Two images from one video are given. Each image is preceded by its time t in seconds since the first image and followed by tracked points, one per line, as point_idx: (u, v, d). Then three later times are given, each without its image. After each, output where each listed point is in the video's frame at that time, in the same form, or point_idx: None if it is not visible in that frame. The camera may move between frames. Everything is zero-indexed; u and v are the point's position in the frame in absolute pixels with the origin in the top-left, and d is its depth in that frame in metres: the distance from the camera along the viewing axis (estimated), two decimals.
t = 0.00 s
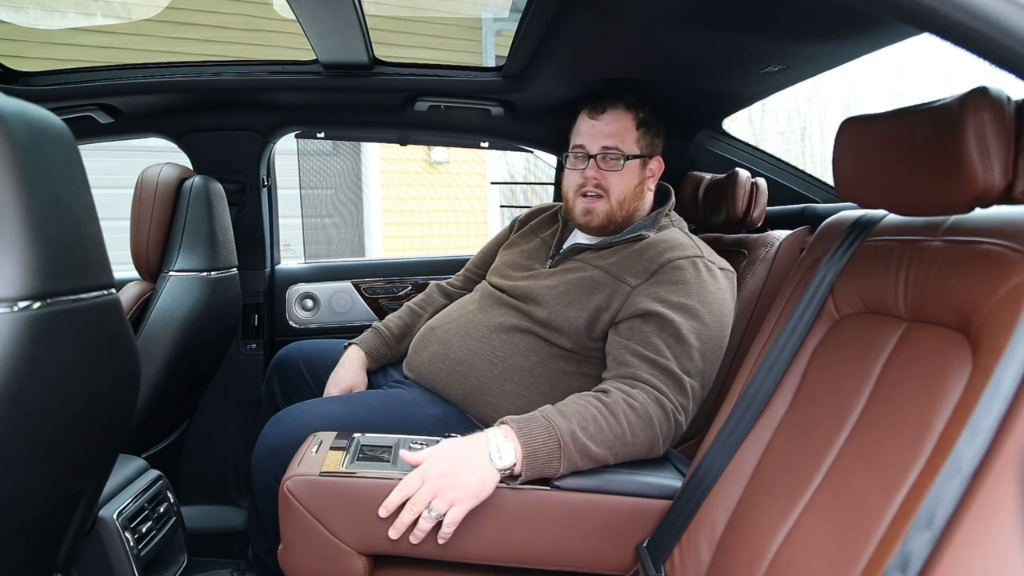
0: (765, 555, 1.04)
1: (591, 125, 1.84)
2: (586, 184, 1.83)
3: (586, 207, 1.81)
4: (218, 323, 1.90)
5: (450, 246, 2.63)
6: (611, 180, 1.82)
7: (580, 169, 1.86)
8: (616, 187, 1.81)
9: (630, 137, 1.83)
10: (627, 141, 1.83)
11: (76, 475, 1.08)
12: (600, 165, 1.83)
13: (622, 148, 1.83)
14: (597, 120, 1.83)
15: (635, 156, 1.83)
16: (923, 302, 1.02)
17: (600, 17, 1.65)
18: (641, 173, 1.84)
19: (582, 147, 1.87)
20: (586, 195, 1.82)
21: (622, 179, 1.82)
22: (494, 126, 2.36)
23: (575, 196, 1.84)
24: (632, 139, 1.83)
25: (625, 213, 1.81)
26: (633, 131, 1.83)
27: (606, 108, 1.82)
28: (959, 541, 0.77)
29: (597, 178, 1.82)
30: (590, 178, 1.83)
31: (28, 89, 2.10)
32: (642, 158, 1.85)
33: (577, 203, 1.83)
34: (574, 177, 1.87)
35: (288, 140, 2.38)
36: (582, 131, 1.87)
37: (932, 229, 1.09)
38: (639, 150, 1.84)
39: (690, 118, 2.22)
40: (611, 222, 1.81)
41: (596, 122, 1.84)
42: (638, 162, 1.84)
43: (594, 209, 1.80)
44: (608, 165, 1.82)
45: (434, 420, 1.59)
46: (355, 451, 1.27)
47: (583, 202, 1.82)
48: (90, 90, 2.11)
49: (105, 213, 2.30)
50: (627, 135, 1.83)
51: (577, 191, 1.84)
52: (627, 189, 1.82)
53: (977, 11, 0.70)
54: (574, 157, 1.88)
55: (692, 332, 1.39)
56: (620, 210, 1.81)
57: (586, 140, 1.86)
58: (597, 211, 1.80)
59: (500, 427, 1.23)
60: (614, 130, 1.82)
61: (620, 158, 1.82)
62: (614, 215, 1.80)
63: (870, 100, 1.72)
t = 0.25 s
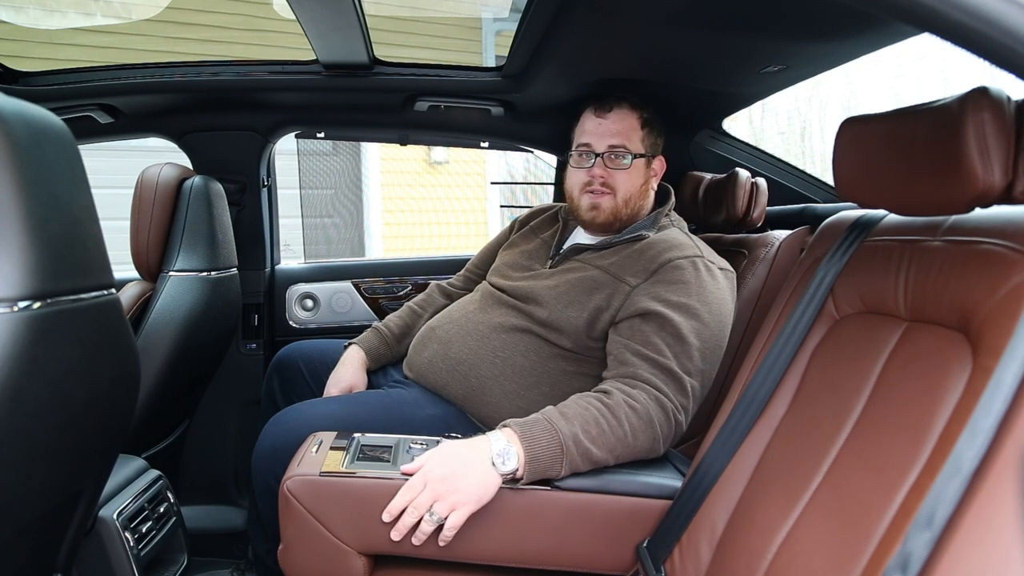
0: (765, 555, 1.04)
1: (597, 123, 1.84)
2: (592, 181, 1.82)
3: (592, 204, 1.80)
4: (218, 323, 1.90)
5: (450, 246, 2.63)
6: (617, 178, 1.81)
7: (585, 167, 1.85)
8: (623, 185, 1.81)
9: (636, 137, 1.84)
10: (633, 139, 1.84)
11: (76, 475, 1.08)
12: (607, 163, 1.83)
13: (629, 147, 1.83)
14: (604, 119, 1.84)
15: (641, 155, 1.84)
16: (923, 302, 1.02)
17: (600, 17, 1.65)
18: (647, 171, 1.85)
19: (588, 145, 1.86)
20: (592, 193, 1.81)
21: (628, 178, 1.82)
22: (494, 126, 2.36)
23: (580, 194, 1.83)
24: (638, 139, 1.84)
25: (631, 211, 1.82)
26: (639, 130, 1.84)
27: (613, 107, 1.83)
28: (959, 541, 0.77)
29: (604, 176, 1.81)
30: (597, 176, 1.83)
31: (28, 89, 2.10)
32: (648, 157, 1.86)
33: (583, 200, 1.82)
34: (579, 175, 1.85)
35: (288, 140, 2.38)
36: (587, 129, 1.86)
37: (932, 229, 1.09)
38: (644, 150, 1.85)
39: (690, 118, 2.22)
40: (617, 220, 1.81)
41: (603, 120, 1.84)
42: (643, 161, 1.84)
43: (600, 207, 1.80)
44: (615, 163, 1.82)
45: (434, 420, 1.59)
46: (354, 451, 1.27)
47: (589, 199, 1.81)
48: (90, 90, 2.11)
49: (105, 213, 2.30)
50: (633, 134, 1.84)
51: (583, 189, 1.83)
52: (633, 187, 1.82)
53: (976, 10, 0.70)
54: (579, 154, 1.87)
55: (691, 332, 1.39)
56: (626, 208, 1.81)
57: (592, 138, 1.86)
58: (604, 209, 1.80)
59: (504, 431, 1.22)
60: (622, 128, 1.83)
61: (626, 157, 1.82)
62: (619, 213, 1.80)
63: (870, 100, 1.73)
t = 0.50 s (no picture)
0: (765, 555, 1.04)
1: (588, 126, 1.85)
2: (583, 185, 1.83)
3: (582, 208, 1.81)
4: (218, 323, 1.90)
5: (450, 246, 2.63)
6: (607, 181, 1.82)
7: (576, 170, 1.86)
8: (613, 188, 1.81)
9: (627, 138, 1.83)
10: (624, 142, 1.83)
11: (76, 475, 1.08)
12: (597, 167, 1.83)
13: (620, 149, 1.83)
14: (595, 121, 1.83)
15: (632, 157, 1.83)
16: (923, 302, 1.02)
17: (600, 17, 1.65)
18: (639, 174, 1.84)
19: (579, 148, 1.87)
20: (582, 196, 1.82)
21: (619, 181, 1.82)
22: (494, 126, 2.36)
23: (572, 197, 1.84)
24: (630, 141, 1.83)
25: (622, 214, 1.81)
26: (631, 132, 1.83)
27: (604, 109, 1.82)
28: (959, 541, 0.76)
29: (593, 180, 1.82)
30: (587, 179, 1.83)
31: (28, 89, 2.10)
32: (641, 159, 1.85)
33: (574, 204, 1.84)
34: (571, 178, 1.87)
35: (288, 140, 2.38)
36: (579, 132, 1.87)
37: (932, 229, 1.09)
38: (636, 151, 1.84)
39: (690, 118, 2.22)
40: (608, 223, 1.80)
41: (593, 123, 1.84)
42: (635, 164, 1.84)
43: (590, 211, 1.80)
44: (606, 166, 1.83)
45: (434, 420, 1.59)
46: (354, 451, 1.27)
47: (579, 203, 1.82)
48: (90, 90, 2.11)
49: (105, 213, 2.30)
50: (624, 136, 1.82)
51: (574, 192, 1.84)
52: (624, 191, 1.82)
53: (977, 10, 0.70)
54: (572, 158, 1.89)
55: (691, 333, 1.39)
56: (617, 211, 1.81)
57: (584, 141, 1.87)
58: (594, 213, 1.80)
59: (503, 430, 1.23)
60: (612, 131, 1.82)
61: (617, 160, 1.82)
62: (610, 216, 1.80)
63: (870, 100, 1.73)
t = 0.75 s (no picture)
0: (765, 555, 1.04)
1: (595, 121, 1.85)
2: (590, 178, 1.82)
3: (589, 200, 1.80)
4: (218, 323, 1.90)
5: (450, 246, 2.63)
6: (614, 174, 1.81)
7: (582, 164, 1.85)
8: (620, 182, 1.81)
9: (633, 134, 1.84)
10: (630, 137, 1.84)
11: (76, 475, 1.08)
12: (604, 160, 1.83)
13: (627, 144, 1.83)
14: (601, 117, 1.84)
15: (639, 152, 1.84)
16: (923, 302, 1.02)
17: (600, 17, 1.65)
18: (644, 169, 1.85)
19: (585, 142, 1.87)
20: (589, 189, 1.81)
21: (625, 175, 1.82)
22: (494, 126, 2.36)
23: (577, 191, 1.83)
24: (636, 136, 1.84)
25: (629, 208, 1.81)
26: (637, 128, 1.84)
27: (611, 105, 1.83)
28: (958, 541, 0.76)
29: (602, 172, 1.82)
30: (594, 172, 1.82)
31: (28, 89, 2.10)
32: (646, 155, 1.85)
33: (580, 197, 1.82)
34: (577, 171, 1.86)
35: (288, 140, 2.38)
36: (585, 126, 1.87)
37: (932, 229, 1.09)
38: (642, 147, 1.85)
39: (690, 118, 2.22)
40: (614, 217, 1.80)
41: (600, 118, 1.84)
42: (641, 158, 1.84)
43: (598, 204, 1.79)
44: (613, 160, 1.82)
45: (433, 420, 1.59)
46: (355, 451, 1.27)
47: (586, 196, 1.81)
48: (90, 90, 2.11)
49: (105, 213, 2.30)
50: (631, 132, 1.83)
51: (580, 186, 1.83)
52: (631, 185, 1.82)
53: (976, 10, 0.70)
54: (577, 151, 1.88)
55: (691, 333, 1.39)
56: (624, 205, 1.80)
57: (590, 135, 1.86)
58: (601, 206, 1.79)
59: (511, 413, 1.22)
60: (619, 126, 1.83)
61: (624, 154, 1.82)
62: (617, 210, 1.79)
63: (870, 100, 1.73)
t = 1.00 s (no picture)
0: (765, 555, 1.04)
1: (591, 121, 1.85)
2: (587, 178, 1.82)
3: (587, 200, 1.80)
4: (218, 323, 1.90)
5: (450, 246, 2.63)
6: (612, 174, 1.81)
7: (580, 163, 1.85)
8: (618, 182, 1.81)
9: (630, 134, 1.84)
10: (627, 136, 1.84)
11: (76, 475, 1.08)
12: (601, 160, 1.83)
13: (623, 143, 1.84)
14: (598, 116, 1.84)
15: (636, 151, 1.84)
16: (923, 302, 1.02)
17: (599, 17, 1.65)
18: (642, 168, 1.85)
19: (582, 142, 1.87)
20: (587, 189, 1.81)
21: (623, 174, 1.82)
22: (494, 126, 2.36)
23: (576, 191, 1.82)
24: (633, 136, 1.84)
25: (627, 208, 1.81)
26: (634, 128, 1.85)
27: (607, 104, 1.83)
28: (959, 541, 0.76)
29: (599, 171, 1.82)
30: (591, 172, 1.83)
31: (28, 89, 2.10)
32: (644, 154, 1.86)
33: (578, 198, 1.82)
34: (575, 171, 1.86)
35: (288, 140, 2.38)
36: (582, 126, 1.87)
37: (932, 229, 1.09)
38: (639, 146, 1.85)
39: (690, 118, 2.22)
40: (613, 217, 1.80)
41: (596, 118, 1.85)
42: (639, 157, 1.84)
43: (596, 203, 1.79)
44: (610, 159, 1.83)
45: (433, 420, 1.59)
46: (355, 451, 1.27)
47: (584, 196, 1.80)
48: (90, 90, 2.11)
49: (105, 213, 2.30)
50: (627, 131, 1.84)
51: (578, 186, 1.83)
52: (629, 184, 1.82)
53: (976, 11, 0.70)
54: (574, 151, 1.88)
55: (690, 334, 1.39)
56: (622, 204, 1.80)
57: (586, 136, 1.87)
58: (600, 205, 1.79)
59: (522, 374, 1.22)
60: (616, 126, 1.83)
61: (621, 153, 1.83)
62: (615, 209, 1.79)
63: (870, 100, 1.73)
